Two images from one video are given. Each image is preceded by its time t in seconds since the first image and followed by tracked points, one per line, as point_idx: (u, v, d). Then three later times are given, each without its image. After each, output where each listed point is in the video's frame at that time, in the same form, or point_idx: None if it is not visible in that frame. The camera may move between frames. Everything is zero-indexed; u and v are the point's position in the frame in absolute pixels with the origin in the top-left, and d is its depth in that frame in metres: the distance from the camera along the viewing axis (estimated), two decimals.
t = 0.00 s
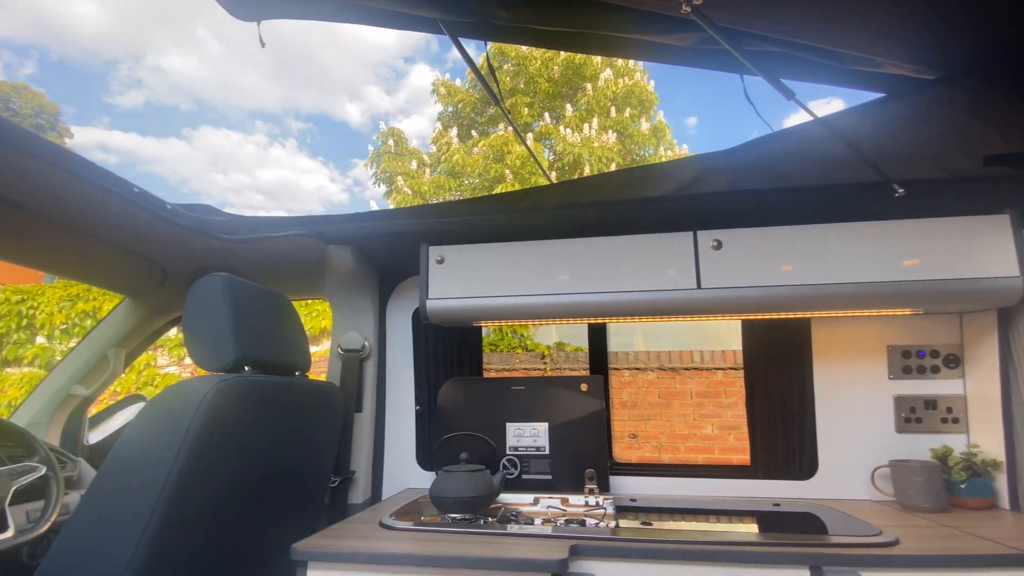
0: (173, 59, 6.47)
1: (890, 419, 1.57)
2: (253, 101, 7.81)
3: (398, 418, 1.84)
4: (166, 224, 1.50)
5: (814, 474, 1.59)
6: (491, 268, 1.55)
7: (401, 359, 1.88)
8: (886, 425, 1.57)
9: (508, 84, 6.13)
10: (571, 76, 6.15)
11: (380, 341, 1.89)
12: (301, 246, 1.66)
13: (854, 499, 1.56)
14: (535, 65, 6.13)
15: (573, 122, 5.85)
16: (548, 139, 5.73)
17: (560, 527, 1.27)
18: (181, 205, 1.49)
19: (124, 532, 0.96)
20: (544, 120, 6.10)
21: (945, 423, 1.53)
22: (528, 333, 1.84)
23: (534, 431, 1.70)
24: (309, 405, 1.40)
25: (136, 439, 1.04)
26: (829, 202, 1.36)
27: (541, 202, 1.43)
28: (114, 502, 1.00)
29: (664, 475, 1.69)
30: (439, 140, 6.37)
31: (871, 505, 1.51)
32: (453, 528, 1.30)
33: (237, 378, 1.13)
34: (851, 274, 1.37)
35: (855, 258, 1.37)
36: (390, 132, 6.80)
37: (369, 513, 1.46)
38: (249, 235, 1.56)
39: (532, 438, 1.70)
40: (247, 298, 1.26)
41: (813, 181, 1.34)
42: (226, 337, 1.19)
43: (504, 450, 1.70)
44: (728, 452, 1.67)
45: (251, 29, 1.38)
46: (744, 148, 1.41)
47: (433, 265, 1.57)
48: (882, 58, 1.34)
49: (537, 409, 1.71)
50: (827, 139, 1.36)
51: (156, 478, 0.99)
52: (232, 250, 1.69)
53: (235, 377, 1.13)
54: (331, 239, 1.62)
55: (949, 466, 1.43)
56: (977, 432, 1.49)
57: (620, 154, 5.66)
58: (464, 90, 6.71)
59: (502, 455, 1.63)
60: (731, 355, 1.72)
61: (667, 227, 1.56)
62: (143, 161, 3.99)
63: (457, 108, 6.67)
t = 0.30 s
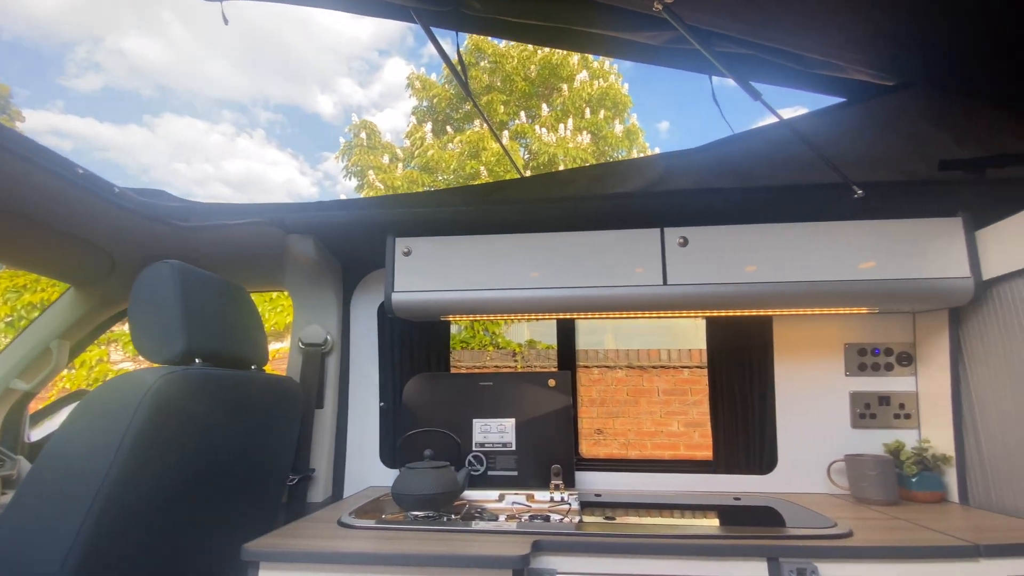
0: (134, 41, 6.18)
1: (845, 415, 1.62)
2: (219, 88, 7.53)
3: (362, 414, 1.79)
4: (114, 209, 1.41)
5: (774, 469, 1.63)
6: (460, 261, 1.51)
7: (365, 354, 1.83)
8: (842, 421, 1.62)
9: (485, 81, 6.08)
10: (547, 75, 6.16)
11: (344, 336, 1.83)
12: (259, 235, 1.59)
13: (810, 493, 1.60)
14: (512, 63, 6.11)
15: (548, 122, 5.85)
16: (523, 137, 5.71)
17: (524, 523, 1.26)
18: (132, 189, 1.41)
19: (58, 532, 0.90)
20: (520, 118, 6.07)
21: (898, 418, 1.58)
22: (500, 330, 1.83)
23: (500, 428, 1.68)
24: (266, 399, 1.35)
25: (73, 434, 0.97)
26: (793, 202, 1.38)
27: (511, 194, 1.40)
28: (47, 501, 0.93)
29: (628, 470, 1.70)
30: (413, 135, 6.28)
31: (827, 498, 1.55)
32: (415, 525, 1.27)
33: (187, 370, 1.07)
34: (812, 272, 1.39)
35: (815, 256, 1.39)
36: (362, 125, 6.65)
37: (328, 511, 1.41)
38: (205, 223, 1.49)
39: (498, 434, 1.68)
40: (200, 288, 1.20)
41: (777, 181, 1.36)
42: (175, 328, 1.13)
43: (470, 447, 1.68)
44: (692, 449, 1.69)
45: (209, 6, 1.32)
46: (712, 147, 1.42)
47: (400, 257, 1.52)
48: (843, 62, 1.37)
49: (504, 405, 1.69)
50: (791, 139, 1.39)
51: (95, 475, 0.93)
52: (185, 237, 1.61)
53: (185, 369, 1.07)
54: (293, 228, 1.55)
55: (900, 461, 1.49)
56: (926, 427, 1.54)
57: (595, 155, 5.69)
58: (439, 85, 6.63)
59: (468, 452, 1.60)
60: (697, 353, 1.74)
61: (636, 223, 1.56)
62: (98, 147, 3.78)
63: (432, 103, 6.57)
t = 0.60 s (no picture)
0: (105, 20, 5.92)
1: (821, 405, 1.64)
2: (194, 70, 7.29)
3: (339, 405, 1.75)
4: (75, 189, 1.34)
5: (751, 458, 1.65)
6: (441, 249, 1.48)
7: (342, 344, 1.79)
8: (818, 411, 1.64)
9: (469, 70, 6.01)
10: (533, 66, 6.16)
11: (320, 325, 1.79)
12: (231, 219, 1.53)
13: (786, 481, 1.62)
14: (497, 53, 6.10)
15: (533, 113, 5.81)
16: (508, 129, 5.66)
17: (504, 513, 1.24)
18: (94, 169, 1.34)
19: (11, 527, 0.85)
20: (504, 109, 6.01)
21: (872, 409, 1.61)
22: (482, 322, 1.82)
23: (480, 418, 1.67)
24: (238, 389, 1.30)
25: (28, 425, 0.92)
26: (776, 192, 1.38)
27: (493, 181, 1.38)
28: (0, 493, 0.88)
29: (608, 460, 1.70)
30: (396, 123, 6.19)
31: (802, 486, 1.58)
32: (393, 516, 1.24)
33: (151, 359, 1.02)
34: (793, 263, 1.39)
35: (796, 247, 1.40)
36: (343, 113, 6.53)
37: (304, 504, 1.37)
38: (173, 205, 1.43)
39: (479, 425, 1.66)
40: (167, 272, 1.15)
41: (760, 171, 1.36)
42: (141, 313, 1.08)
43: (450, 437, 1.66)
44: (671, 439, 1.70)
45: None
46: (695, 136, 1.41)
47: (379, 243, 1.48)
48: (827, 55, 1.37)
49: (485, 396, 1.68)
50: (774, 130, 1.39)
51: (52, 467, 0.88)
52: (152, 220, 1.54)
53: (152, 356, 1.02)
54: (267, 213, 1.50)
55: (873, 450, 1.52)
56: (899, 417, 1.57)
57: (579, 148, 5.67)
58: (423, 73, 6.52)
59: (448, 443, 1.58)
60: (677, 346, 1.75)
61: (619, 213, 1.55)
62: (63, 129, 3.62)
63: (415, 91, 6.46)
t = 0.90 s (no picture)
0: None
1: (805, 389, 1.65)
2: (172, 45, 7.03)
3: (322, 389, 1.71)
4: (38, 163, 1.26)
5: (736, 441, 1.66)
6: (427, 230, 1.44)
7: (325, 327, 1.75)
8: (802, 395, 1.65)
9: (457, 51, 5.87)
10: (522, 48, 6.04)
11: (301, 307, 1.74)
12: (207, 197, 1.47)
13: (770, 463, 1.64)
14: (485, 34, 5.99)
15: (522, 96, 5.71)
16: (496, 113, 5.57)
17: (488, 496, 1.23)
18: (60, 142, 1.27)
19: None
20: (493, 92, 5.90)
21: (855, 392, 1.63)
22: (470, 307, 1.80)
23: (466, 401, 1.65)
24: (215, 371, 1.26)
25: None
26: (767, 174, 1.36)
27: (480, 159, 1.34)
28: None
29: (594, 443, 1.70)
30: (382, 104, 6.06)
31: (786, 469, 1.59)
32: (376, 500, 1.22)
33: (120, 339, 0.97)
34: (783, 245, 1.38)
35: (786, 230, 1.38)
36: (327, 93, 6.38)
37: (285, 489, 1.35)
38: (144, 181, 1.36)
39: (464, 408, 1.65)
40: (138, 250, 1.10)
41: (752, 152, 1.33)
42: (110, 292, 1.03)
43: (435, 421, 1.64)
44: (656, 423, 1.70)
45: None
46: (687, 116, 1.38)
47: (361, 223, 1.44)
48: (821, 34, 1.34)
49: (471, 379, 1.66)
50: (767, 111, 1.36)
51: (15, 450, 0.84)
52: (123, 197, 1.47)
53: (122, 337, 0.98)
54: (244, 190, 1.44)
55: (856, 433, 1.53)
56: (882, 401, 1.59)
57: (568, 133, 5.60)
58: (409, 53, 6.37)
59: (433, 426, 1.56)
60: (663, 331, 1.74)
61: (608, 194, 1.52)
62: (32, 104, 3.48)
63: (401, 72, 6.31)
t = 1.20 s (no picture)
0: None
1: (798, 370, 1.65)
2: (151, 19, 6.78)
3: (308, 370, 1.67)
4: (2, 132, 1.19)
5: (728, 421, 1.65)
6: (416, 206, 1.39)
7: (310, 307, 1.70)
8: (794, 376, 1.65)
9: (447, 29, 5.72)
10: (514, 27, 5.90)
11: (286, 286, 1.69)
12: (184, 170, 1.40)
13: (761, 444, 1.64)
14: (476, 12, 5.84)
15: (513, 77, 5.59)
16: (487, 94, 5.45)
17: (479, 477, 1.21)
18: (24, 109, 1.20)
19: None
20: (484, 72, 5.77)
21: (847, 373, 1.62)
22: (460, 290, 1.76)
23: (457, 382, 1.62)
24: (196, 353, 1.21)
25: None
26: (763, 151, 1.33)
27: (470, 133, 1.29)
28: None
29: (586, 424, 1.68)
30: (370, 84, 5.93)
31: (777, 450, 1.59)
32: (364, 482, 1.19)
33: (91, 317, 0.92)
34: (781, 224, 1.35)
35: (784, 209, 1.36)
36: (313, 71, 6.21)
37: (270, 472, 1.31)
38: (117, 152, 1.29)
39: (455, 390, 1.62)
40: (108, 224, 1.04)
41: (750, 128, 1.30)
42: (80, 267, 0.98)
43: (425, 402, 1.61)
44: (645, 406, 1.69)
45: None
46: (684, 90, 1.34)
47: (347, 199, 1.38)
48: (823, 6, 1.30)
49: (460, 360, 1.64)
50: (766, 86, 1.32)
51: None
52: (94, 170, 1.40)
53: (92, 315, 0.93)
54: (224, 163, 1.38)
55: (847, 414, 1.53)
56: (873, 381, 1.59)
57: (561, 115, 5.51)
58: (398, 31, 6.20)
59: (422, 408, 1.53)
60: (654, 315, 1.72)
61: (602, 171, 1.48)
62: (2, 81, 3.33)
63: (389, 50, 6.14)
